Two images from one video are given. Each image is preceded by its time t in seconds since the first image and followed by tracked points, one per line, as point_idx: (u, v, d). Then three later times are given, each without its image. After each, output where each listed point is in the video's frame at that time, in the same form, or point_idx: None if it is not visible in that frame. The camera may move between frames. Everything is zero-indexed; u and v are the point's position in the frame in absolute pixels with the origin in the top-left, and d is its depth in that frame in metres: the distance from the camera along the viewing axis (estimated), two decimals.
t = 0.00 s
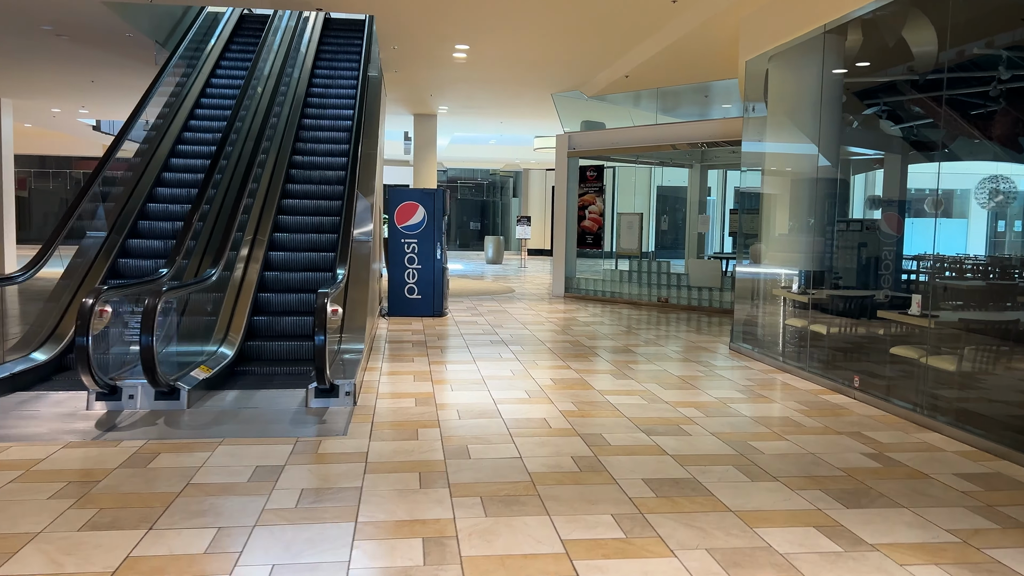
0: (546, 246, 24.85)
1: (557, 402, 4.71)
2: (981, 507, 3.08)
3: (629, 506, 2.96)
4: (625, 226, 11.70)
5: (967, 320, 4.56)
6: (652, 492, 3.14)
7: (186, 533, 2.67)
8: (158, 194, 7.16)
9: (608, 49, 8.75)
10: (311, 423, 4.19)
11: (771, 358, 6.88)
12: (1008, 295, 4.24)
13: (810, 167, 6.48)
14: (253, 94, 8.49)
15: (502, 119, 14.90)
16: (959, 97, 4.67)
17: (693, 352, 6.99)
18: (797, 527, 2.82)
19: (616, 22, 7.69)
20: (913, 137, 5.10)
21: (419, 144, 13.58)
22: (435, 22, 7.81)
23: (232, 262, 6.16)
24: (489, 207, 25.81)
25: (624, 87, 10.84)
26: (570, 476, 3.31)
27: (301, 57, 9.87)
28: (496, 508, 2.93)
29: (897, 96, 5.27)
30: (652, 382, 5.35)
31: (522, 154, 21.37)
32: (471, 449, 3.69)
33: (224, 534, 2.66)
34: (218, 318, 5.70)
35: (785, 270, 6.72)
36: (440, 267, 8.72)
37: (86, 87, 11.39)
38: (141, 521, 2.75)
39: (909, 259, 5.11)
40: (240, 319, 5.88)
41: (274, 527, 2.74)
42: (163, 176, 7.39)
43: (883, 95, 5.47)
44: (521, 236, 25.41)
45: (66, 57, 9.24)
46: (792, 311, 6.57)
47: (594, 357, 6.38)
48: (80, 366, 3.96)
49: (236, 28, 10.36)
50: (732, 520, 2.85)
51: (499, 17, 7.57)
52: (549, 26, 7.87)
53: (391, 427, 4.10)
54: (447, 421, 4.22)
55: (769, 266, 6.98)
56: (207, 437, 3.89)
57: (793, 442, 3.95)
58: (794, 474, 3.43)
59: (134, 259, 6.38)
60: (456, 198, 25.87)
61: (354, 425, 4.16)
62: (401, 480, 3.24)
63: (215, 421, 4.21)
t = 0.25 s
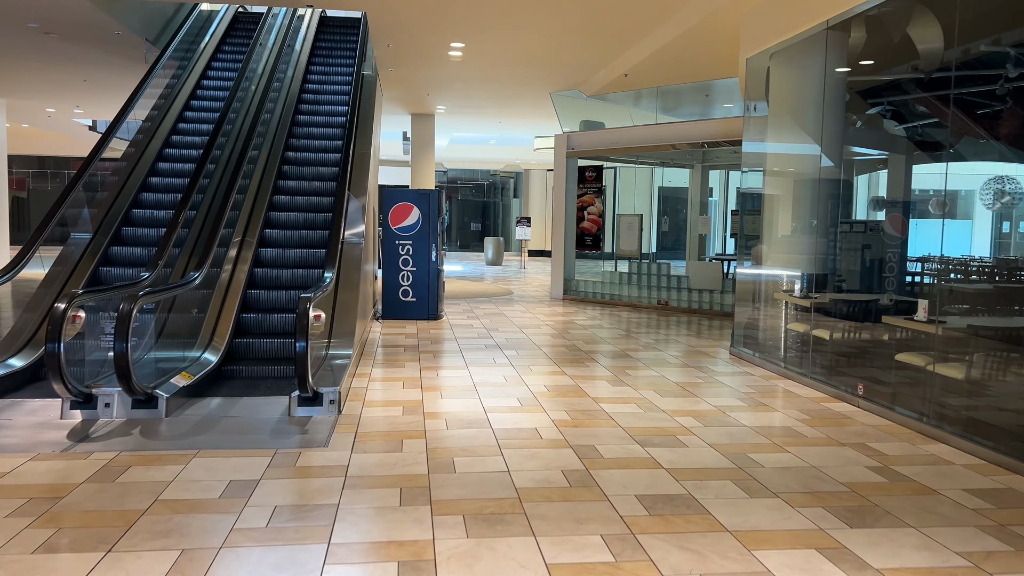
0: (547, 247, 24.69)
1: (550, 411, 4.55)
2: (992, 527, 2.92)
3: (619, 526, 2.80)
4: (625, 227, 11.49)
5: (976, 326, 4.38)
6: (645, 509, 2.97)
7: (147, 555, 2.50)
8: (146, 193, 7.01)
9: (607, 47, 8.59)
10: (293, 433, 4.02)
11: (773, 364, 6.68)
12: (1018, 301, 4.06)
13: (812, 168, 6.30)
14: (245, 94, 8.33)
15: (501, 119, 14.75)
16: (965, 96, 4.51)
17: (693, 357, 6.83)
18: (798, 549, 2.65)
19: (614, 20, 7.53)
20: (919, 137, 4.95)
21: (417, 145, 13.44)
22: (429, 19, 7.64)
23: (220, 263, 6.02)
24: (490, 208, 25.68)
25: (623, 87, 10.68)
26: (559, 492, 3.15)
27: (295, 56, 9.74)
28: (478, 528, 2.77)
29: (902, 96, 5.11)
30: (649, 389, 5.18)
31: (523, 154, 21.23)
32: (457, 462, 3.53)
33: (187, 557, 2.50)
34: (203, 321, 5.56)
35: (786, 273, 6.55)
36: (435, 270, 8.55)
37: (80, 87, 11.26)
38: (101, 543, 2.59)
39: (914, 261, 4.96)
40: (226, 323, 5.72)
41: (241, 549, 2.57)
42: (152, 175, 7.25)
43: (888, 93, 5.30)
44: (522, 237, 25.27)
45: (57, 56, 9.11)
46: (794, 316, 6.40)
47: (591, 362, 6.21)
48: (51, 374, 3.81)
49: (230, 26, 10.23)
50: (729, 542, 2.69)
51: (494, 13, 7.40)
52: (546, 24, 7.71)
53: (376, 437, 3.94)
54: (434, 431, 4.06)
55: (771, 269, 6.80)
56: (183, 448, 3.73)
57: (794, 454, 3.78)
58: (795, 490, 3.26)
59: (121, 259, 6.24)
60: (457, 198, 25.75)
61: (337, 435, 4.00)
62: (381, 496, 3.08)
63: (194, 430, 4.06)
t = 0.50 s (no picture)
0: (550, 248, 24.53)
1: (550, 419, 4.39)
2: (1017, 547, 2.74)
3: (620, 546, 2.63)
4: (628, 228, 11.32)
5: (994, 332, 4.18)
6: (647, 528, 2.80)
7: None
8: (138, 194, 6.88)
9: (609, 45, 8.42)
10: (281, 443, 3.87)
11: (779, 369, 6.49)
12: None
13: (819, 168, 6.13)
14: (241, 93, 8.19)
15: (503, 119, 14.59)
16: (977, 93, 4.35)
17: (697, 362, 6.66)
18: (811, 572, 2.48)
19: (616, 16, 7.36)
20: (927, 137, 4.80)
21: (417, 145, 13.28)
22: (427, 15, 7.48)
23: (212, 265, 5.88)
24: (492, 209, 25.54)
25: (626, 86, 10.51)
26: (557, 508, 2.98)
27: (291, 55, 9.62)
28: (470, 549, 2.60)
29: (910, 95, 4.97)
30: (652, 396, 5.01)
31: (526, 154, 21.08)
32: (449, 475, 3.37)
33: None
34: (194, 324, 5.42)
35: (793, 275, 6.37)
36: (434, 271, 8.38)
37: (77, 86, 11.12)
38: (67, 566, 2.43)
39: (921, 263, 4.81)
40: (216, 327, 5.56)
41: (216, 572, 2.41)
42: (145, 176, 7.12)
43: (897, 92, 5.15)
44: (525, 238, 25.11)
45: (50, 54, 8.97)
46: (801, 319, 6.23)
47: (593, 367, 6.05)
48: (29, 382, 3.65)
49: (226, 25, 10.10)
50: (737, 564, 2.52)
51: (493, 10, 7.24)
52: (546, 21, 7.55)
53: (367, 448, 3.78)
54: (428, 442, 3.89)
55: (777, 270, 6.62)
56: (164, 459, 3.57)
57: (803, 466, 3.61)
58: (806, 506, 3.09)
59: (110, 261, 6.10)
60: (459, 199, 25.62)
61: (327, 444, 3.85)
62: (369, 513, 2.91)
63: (178, 439, 3.89)
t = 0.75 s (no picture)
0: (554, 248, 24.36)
1: (553, 425, 4.21)
2: None
3: (627, 567, 2.45)
4: (632, 228, 11.21)
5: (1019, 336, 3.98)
6: (655, 545, 2.62)
7: None
8: (132, 192, 6.71)
9: (613, 40, 8.25)
10: (272, 451, 3.70)
11: (789, 372, 6.30)
12: None
13: (829, 167, 5.95)
14: (237, 90, 8.01)
15: (506, 117, 14.41)
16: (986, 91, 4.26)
17: (705, 365, 6.47)
18: None
19: (621, 10, 7.18)
20: (937, 135, 4.73)
21: (419, 144, 13.11)
22: (427, 9, 7.31)
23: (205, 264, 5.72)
24: (496, 209, 25.38)
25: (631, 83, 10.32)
26: (559, 523, 2.80)
27: (290, 53, 9.47)
28: (466, 569, 2.43)
29: (921, 91, 4.88)
30: (659, 401, 4.83)
31: (530, 154, 20.90)
32: (446, 487, 3.19)
33: None
34: (186, 325, 5.25)
35: (804, 276, 6.17)
36: (434, 272, 8.20)
37: (75, 84, 10.98)
38: None
39: (929, 262, 4.74)
40: (209, 329, 5.38)
41: None
42: (140, 173, 6.95)
43: (906, 89, 5.06)
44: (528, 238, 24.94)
45: (45, 51, 8.82)
46: (812, 322, 6.03)
47: (597, 370, 5.87)
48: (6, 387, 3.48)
49: (224, 23, 9.95)
50: None
51: (495, 4, 7.07)
52: (550, 16, 7.37)
53: (360, 457, 3.60)
54: (424, 450, 3.71)
55: (788, 271, 6.42)
56: (145, 469, 3.39)
57: (819, 477, 3.43)
58: (824, 521, 2.91)
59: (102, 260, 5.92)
60: (462, 199, 25.45)
61: (318, 453, 3.68)
62: (359, 529, 2.74)
63: (163, 448, 3.71)
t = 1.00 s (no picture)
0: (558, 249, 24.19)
1: (554, 436, 4.04)
2: None
3: None
4: (637, 229, 11.03)
5: None
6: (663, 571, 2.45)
7: None
8: (127, 190, 6.54)
9: (618, 38, 8.08)
10: (260, 464, 3.53)
11: (799, 379, 6.10)
12: None
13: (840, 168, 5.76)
14: (236, 89, 7.86)
15: (509, 117, 14.25)
16: (1004, 90, 4.10)
17: (712, 371, 6.29)
18: None
19: (626, 7, 7.01)
20: (950, 135, 4.58)
21: (422, 144, 12.95)
22: (428, 6, 7.16)
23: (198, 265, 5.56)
24: (499, 210, 25.24)
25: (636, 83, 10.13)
26: (559, 546, 2.63)
27: (289, 52, 9.34)
28: None
29: (932, 90, 4.73)
30: (666, 410, 4.66)
31: (533, 154, 20.74)
32: (440, 504, 3.02)
33: None
34: (179, 328, 5.10)
35: (814, 279, 5.98)
36: (434, 274, 8.02)
37: (73, 84, 10.85)
38: None
39: (941, 264, 4.60)
40: (201, 333, 5.21)
41: None
42: (136, 171, 6.79)
43: (919, 87, 4.90)
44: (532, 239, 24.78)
45: (41, 50, 8.68)
46: (823, 326, 5.84)
47: (601, 377, 5.70)
48: None
49: (223, 21, 9.80)
50: None
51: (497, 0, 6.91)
52: (553, 13, 7.21)
53: (352, 471, 3.44)
54: (419, 463, 3.54)
55: (799, 274, 6.22)
56: (126, 484, 3.22)
57: (835, 494, 3.25)
58: (842, 542, 2.73)
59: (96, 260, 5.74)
60: (466, 200, 25.32)
61: (308, 466, 3.51)
62: (347, 552, 2.57)
63: (146, 461, 3.53)
